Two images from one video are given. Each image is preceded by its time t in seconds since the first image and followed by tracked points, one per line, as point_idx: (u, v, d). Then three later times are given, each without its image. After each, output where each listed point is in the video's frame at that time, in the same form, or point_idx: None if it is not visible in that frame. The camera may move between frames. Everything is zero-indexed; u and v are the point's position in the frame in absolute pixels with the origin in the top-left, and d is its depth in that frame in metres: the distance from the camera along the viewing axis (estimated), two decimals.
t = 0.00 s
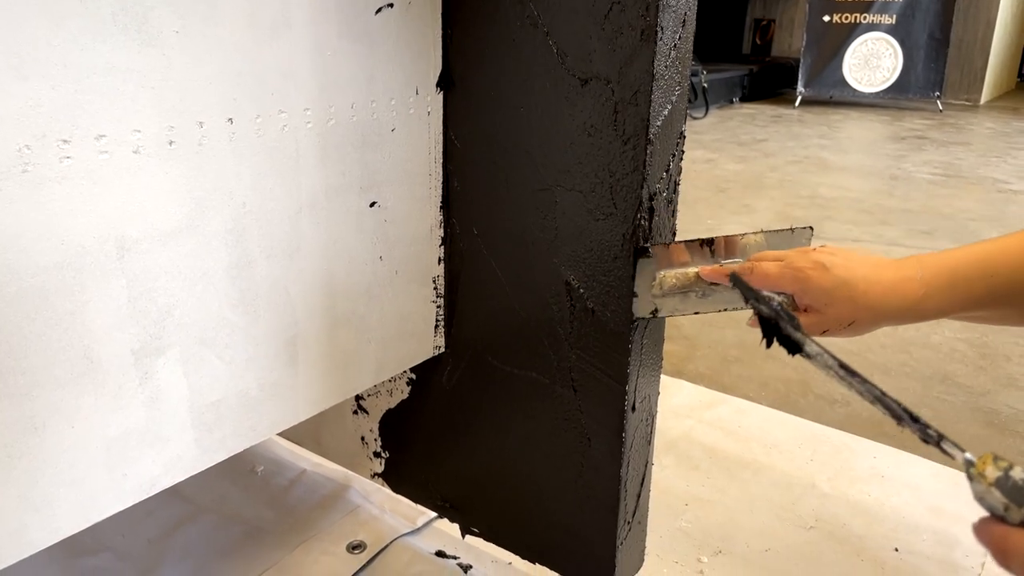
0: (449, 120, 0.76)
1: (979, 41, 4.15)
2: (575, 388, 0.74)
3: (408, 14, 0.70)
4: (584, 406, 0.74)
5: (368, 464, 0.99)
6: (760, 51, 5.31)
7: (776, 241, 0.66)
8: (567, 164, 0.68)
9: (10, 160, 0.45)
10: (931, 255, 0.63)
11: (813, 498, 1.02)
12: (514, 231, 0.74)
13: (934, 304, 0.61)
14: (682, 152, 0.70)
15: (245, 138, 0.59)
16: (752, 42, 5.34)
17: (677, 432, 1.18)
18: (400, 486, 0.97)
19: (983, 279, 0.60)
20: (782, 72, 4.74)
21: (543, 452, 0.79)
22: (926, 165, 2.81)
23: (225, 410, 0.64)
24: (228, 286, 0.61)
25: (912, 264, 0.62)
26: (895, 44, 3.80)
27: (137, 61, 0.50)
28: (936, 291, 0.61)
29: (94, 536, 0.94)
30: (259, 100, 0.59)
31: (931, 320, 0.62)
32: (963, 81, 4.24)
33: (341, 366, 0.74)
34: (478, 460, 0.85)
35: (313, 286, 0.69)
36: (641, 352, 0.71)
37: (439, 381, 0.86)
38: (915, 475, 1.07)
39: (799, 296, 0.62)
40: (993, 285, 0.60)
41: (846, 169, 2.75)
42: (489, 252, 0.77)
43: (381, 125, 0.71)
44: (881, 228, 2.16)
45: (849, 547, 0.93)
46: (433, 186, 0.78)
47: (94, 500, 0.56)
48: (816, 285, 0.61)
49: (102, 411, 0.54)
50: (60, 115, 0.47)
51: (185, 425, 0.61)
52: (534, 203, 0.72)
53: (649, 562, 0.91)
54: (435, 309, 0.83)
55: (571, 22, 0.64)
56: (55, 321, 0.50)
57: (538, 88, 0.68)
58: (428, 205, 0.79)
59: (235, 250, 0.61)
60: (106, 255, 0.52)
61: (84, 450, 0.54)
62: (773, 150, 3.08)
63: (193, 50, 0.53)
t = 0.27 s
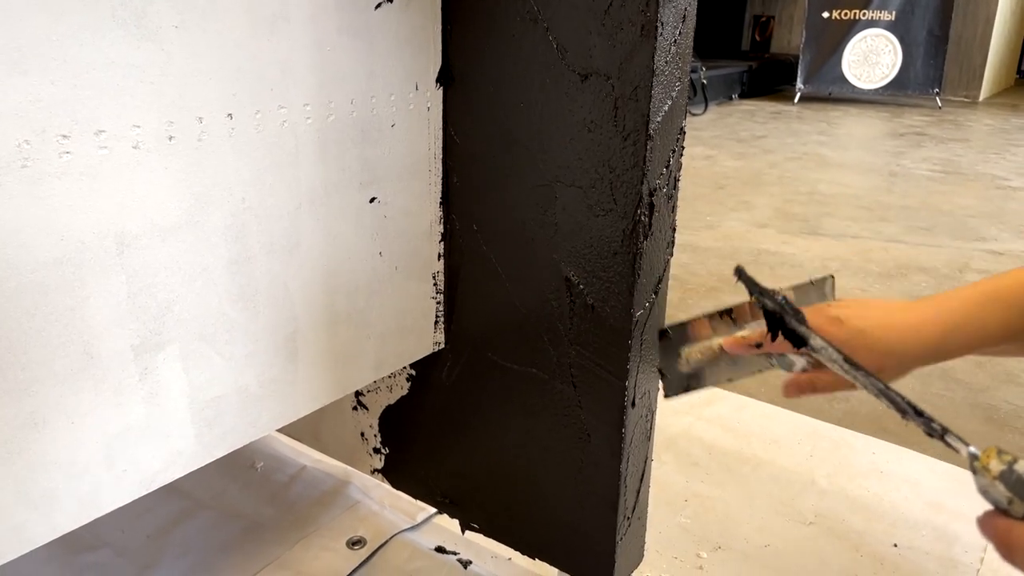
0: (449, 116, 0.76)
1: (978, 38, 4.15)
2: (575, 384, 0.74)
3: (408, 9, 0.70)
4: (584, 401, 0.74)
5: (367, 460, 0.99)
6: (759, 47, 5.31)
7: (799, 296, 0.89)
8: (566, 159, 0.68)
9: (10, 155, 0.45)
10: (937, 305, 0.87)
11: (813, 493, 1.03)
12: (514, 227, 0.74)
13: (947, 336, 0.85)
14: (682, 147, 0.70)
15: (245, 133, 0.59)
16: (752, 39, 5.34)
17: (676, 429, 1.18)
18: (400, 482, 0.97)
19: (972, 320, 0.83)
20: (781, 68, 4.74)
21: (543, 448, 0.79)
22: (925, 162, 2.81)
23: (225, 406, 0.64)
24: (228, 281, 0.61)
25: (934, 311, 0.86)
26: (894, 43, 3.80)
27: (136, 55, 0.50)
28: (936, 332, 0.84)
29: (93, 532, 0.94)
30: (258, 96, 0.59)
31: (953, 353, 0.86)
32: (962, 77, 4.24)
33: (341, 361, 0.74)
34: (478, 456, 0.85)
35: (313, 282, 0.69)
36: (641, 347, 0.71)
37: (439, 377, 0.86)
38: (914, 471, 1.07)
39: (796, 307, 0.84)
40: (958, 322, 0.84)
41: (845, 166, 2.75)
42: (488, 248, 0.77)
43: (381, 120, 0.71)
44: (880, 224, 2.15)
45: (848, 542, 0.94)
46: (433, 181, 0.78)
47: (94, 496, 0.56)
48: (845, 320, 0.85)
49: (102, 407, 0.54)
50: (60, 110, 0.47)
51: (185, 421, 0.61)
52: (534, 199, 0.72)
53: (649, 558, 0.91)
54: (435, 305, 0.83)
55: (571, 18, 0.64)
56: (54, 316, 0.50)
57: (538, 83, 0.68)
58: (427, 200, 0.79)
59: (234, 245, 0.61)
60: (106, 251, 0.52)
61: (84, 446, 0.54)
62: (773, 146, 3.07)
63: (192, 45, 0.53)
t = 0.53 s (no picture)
0: (450, 113, 0.76)
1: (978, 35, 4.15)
2: (576, 381, 0.74)
3: (409, 6, 0.70)
4: (585, 398, 0.74)
5: (368, 457, 0.99)
6: (758, 44, 5.30)
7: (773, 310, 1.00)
8: (568, 157, 0.68)
9: (13, 152, 0.45)
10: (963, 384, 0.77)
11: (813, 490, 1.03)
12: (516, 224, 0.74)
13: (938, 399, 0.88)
14: (683, 145, 0.70)
15: (246, 131, 0.59)
16: (751, 35, 5.33)
17: (677, 426, 1.18)
18: (400, 479, 0.97)
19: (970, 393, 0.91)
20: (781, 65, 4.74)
21: (544, 445, 0.79)
22: (925, 158, 2.81)
23: (227, 403, 0.64)
24: (229, 278, 0.61)
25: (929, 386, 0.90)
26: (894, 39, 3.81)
27: (139, 53, 0.50)
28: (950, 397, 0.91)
29: (94, 529, 0.94)
30: (260, 93, 0.59)
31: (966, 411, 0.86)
32: (961, 74, 4.23)
33: (342, 359, 0.75)
34: (479, 453, 0.85)
35: (314, 280, 0.69)
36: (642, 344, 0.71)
37: (440, 374, 0.86)
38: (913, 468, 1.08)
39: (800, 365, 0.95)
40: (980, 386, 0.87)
41: (844, 163, 2.75)
42: (489, 245, 0.77)
43: (382, 117, 0.71)
44: (879, 221, 2.16)
45: (848, 539, 0.94)
46: (434, 179, 0.78)
47: (96, 493, 0.56)
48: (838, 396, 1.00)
49: (105, 404, 0.54)
50: (63, 107, 0.47)
51: (187, 418, 0.61)
52: (535, 197, 0.72)
53: (649, 554, 0.91)
54: (436, 302, 0.83)
55: (573, 15, 0.64)
56: (57, 313, 0.50)
57: (539, 81, 0.68)
58: (429, 198, 0.79)
59: (236, 243, 0.61)
60: (108, 248, 0.52)
61: (87, 443, 0.54)
62: (772, 143, 3.08)
63: (195, 42, 0.53)
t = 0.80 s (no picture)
0: (447, 109, 0.76)
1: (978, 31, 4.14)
2: (573, 377, 0.74)
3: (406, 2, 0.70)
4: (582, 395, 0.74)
5: (366, 453, 0.99)
6: (758, 40, 5.29)
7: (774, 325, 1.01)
8: (565, 153, 0.68)
9: (8, 149, 0.45)
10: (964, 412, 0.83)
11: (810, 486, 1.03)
12: (513, 221, 0.74)
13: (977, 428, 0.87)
14: (681, 141, 0.69)
15: (243, 127, 0.59)
16: (751, 31, 5.32)
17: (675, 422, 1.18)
18: (398, 475, 0.97)
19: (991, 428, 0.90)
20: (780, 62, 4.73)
21: (541, 441, 0.79)
22: (924, 155, 2.81)
23: (224, 400, 0.64)
24: (226, 275, 0.61)
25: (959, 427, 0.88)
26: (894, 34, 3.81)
27: (134, 49, 0.50)
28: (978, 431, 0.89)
29: (92, 525, 0.94)
30: (257, 89, 0.59)
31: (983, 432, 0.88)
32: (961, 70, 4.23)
33: (339, 355, 0.75)
34: (477, 449, 0.86)
35: (311, 276, 0.69)
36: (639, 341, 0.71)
37: (437, 370, 0.86)
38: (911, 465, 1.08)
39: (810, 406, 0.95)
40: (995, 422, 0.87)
41: (844, 159, 2.75)
42: (487, 242, 0.77)
43: (379, 114, 0.70)
44: (878, 218, 2.16)
45: (845, 535, 0.94)
46: (431, 175, 0.78)
47: (93, 489, 0.56)
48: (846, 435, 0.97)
49: (101, 401, 0.54)
50: (58, 103, 0.47)
51: (184, 415, 0.61)
52: (532, 193, 0.72)
53: (646, 550, 0.91)
54: (434, 299, 0.83)
55: (570, 11, 0.64)
56: (53, 310, 0.50)
57: (536, 77, 0.68)
58: (426, 194, 0.78)
59: (232, 239, 0.60)
60: (104, 244, 0.52)
61: (83, 440, 0.54)
62: (771, 140, 3.07)
63: (190, 38, 0.53)
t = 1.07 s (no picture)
0: (447, 107, 0.76)
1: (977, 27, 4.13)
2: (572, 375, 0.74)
3: None
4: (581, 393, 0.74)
5: (366, 450, 0.99)
6: (757, 36, 5.29)
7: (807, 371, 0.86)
8: (563, 151, 0.68)
9: (6, 147, 0.45)
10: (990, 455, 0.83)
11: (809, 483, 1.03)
12: (512, 218, 0.74)
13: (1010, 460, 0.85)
14: (680, 139, 0.69)
15: (241, 125, 0.59)
16: (750, 28, 5.31)
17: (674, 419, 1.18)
18: (397, 472, 0.97)
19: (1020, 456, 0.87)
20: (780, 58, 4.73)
21: (540, 438, 0.79)
22: (923, 152, 2.81)
23: (223, 398, 0.64)
24: (225, 273, 0.61)
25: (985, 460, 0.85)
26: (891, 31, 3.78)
27: (132, 47, 0.50)
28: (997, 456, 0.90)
29: (92, 522, 0.94)
30: (255, 87, 0.59)
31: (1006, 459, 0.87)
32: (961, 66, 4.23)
33: (338, 353, 0.75)
34: (476, 447, 0.86)
35: (310, 274, 0.69)
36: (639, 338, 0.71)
37: (436, 368, 0.86)
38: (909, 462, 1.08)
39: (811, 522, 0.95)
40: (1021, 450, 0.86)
41: (843, 156, 2.75)
42: (486, 240, 0.77)
43: (378, 111, 0.70)
44: (877, 215, 2.16)
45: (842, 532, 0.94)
46: (430, 173, 0.78)
47: (93, 487, 0.56)
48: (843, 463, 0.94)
49: (100, 399, 0.54)
50: (57, 102, 0.47)
51: (183, 413, 0.61)
52: (531, 191, 0.72)
53: (644, 547, 0.92)
54: (433, 297, 0.83)
55: (569, 8, 0.64)
56: (52, 309, 0.50)
57: (536, 75, 0.68)
58: (425, 191, 0.78)
59: (231, 237, 0.60)
60: (103, 243, 0.52)
61: (82, 438, 0.54)
62: (771, 136, 3.07)
63: (189, 36, 0.53)
